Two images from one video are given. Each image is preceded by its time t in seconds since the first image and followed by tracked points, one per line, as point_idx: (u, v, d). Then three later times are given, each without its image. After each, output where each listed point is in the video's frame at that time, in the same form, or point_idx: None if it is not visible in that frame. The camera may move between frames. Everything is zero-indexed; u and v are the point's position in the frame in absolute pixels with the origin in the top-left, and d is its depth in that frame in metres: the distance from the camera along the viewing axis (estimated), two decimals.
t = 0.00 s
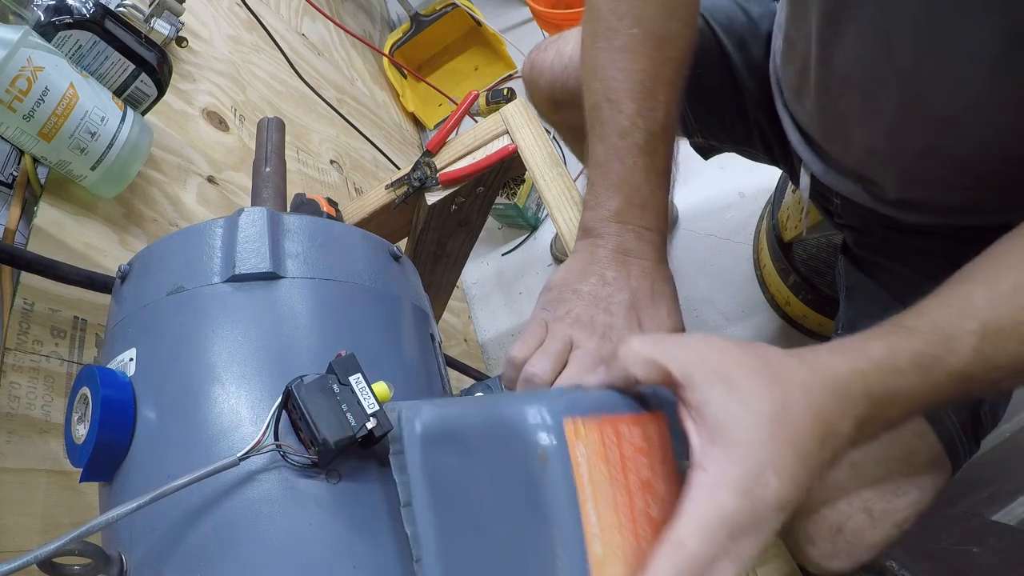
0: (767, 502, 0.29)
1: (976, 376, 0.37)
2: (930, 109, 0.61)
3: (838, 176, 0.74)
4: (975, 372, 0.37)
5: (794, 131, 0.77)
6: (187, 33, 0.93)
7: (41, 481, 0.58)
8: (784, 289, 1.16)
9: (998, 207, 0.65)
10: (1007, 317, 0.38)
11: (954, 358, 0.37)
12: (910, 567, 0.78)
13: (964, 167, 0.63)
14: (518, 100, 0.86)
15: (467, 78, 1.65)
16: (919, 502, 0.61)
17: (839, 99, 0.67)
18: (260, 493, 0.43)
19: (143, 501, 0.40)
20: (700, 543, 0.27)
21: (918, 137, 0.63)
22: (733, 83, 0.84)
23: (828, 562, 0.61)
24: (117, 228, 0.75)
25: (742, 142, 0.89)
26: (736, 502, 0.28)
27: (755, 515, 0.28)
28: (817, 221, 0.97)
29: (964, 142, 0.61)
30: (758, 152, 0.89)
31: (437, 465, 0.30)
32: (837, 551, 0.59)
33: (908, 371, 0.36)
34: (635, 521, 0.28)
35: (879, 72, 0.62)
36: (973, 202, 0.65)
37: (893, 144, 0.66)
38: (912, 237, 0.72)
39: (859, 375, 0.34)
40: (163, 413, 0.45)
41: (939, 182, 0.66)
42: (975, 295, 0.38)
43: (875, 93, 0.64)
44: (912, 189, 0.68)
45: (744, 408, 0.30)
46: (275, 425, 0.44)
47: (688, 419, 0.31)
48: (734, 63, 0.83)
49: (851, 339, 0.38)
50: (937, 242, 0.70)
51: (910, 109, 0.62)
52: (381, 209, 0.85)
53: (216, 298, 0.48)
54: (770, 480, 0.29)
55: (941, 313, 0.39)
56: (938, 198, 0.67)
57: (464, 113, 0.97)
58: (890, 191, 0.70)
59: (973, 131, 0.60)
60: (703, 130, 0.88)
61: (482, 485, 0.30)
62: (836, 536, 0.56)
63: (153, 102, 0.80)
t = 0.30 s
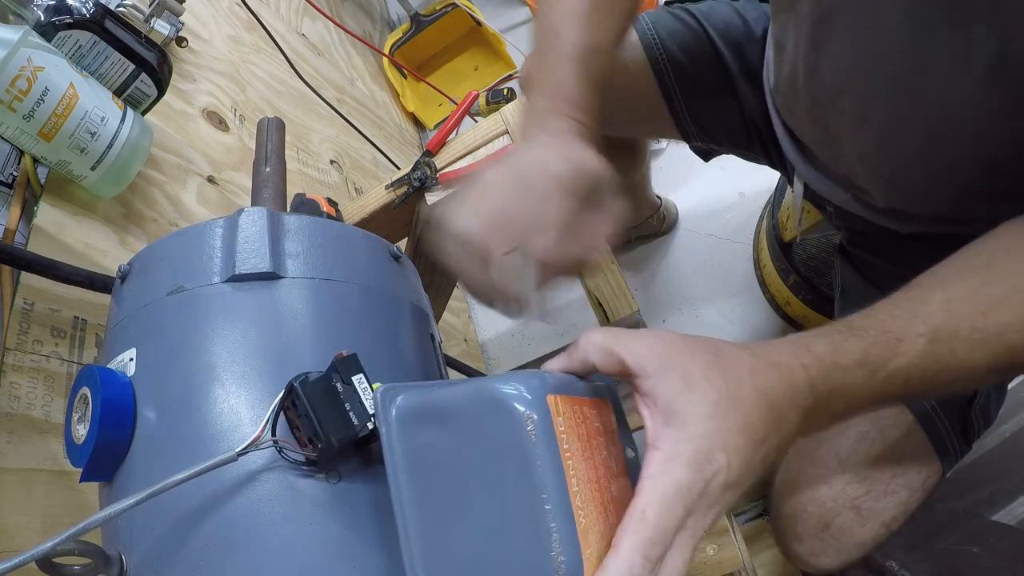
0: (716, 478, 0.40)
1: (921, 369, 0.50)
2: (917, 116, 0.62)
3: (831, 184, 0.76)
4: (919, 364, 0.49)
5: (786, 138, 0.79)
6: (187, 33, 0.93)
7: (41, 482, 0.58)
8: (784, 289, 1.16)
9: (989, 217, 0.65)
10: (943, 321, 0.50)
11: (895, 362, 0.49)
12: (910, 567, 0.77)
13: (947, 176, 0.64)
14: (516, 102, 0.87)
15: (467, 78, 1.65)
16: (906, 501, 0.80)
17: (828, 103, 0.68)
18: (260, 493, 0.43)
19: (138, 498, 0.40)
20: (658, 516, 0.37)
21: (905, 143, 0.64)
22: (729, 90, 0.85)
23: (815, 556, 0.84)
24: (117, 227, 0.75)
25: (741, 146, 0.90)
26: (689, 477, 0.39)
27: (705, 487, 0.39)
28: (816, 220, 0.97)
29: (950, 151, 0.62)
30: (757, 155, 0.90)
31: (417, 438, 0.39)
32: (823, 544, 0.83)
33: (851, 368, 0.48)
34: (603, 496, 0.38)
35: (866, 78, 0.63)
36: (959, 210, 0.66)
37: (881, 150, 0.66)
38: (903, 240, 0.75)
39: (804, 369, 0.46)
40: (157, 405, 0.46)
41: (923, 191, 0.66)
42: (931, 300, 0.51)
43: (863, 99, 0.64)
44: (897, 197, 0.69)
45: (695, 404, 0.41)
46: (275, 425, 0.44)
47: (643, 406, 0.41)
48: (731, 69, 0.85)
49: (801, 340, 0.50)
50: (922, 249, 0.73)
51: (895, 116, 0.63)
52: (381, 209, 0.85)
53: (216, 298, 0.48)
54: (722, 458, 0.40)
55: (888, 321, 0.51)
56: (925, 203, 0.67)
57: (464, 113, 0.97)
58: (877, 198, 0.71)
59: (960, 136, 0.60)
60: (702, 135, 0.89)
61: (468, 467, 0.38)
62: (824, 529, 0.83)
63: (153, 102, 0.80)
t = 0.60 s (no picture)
0: (715, 475, 0.44)
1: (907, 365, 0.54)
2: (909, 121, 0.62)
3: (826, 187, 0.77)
4: (905, 360, 0.54)
5: (784, 142, 0.80)
6: (187, 33, 0.94)
7: (41, 482, 0.58)
8: (784, 289, 1.16)
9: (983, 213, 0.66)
10: (929, 321, 0.54)
11: (882, 360, 0.54)
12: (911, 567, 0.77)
13: (938, 177, 0.65)
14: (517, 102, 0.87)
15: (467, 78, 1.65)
16: (894, 499, 0.81)
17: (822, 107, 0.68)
18: (259, 493, 0.42)
19: (138, 499, 0.40)
20: (658, 515, 0.40)
21: (897, 147, 0.64)
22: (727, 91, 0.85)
23: (811, 548, 0.83)
24: (117, 227, 0.75)
25: (740, 147, 0.89)
26: (688, 475, 0.42)
27: (706, 484, 0.43)
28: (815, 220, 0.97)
29: (941, 152, 0.63)
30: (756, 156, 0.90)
31: (401, 455, 0.38)
32: (810, 539, 0.84)
33: (838, 364, 0.53)
34: (596, 502, 0.38)
35: (857, 86, 0.63)
36: (950, 208, 0.67)
37: (875, 153, 0.67)
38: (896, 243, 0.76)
39: (794, 363, 0.52)
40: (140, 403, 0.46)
41: (915, 193, 0.68)
42: (918, 298, 0.55)
43: (855, 104, 0.65)
44: (889, 198, 0.71)
45: (687, 403, 0.45)
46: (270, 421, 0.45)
47: (637, 407, 0.46)
48: (729, 69, 0.85)
49: (790, 338, 0.55)
50: (918, 254, 0.74)
51: (887, 121, 0.64)
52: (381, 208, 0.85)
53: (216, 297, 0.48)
54: (719, 455, 0.44)
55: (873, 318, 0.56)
56: (917, 202, 0.69)
57: (464, 113, 0.97)
58: (869, 200, 0.73)
59: (951, 136, 0.61)
60: (700, 135, 0.89)
61: (457, 476, 0.37)
62: (813, 525, 0.84)
63: (153, 102, 0.80)
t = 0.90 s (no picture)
0: (691, 465, 0.46)
1: (907, 360, 0.55)
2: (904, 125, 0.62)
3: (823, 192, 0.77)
4: (905, 353, 0.55)
5: (781, 145, 0.80)
6: (187, 33, 0.94)
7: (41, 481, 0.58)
8: (784, 289, 1.16)
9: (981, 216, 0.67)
10: (930, 313, 0.55)
11: (882, 351, 0.55)
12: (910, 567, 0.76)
13: (934, 181, 0.65)
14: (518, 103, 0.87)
15: (468, 78, 1.65)
16: (890, 501, 0.83)
17: (816, 113, 0.69)
18: (258, 492, 0.42)
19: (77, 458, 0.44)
20: (628, 505, 0.42)
21: (892, 150, 0.64)
22: (725, 93, 0.85)
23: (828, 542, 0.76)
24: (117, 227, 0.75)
25: (739, 147, 0.89)
26: (660, 466, 0.44)
27: (681, 475, 0.46)
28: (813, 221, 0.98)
29: (937, 156, 0.63)
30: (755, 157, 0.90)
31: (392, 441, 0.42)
32: (805, 542, 0.86)
33: (836, 352, 0.55)
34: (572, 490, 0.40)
35: (852, 90, 0.63)
36: (947, 208, 0.67)
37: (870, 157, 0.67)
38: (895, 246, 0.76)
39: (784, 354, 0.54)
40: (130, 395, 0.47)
41: (911, 197, 0.68)
42: (918, 291, 0.56)
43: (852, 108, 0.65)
44: (887, 204, 0.71)
45: (662, 397, 0.48)
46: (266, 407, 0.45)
47: (618, 401, 0.49)
48: (727, 69, 0.85)
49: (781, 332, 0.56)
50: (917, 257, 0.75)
51: (881, 125, 0.64)
52: (381, 208, 0.85)
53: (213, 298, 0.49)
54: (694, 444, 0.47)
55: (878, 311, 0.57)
56: (913, 206, 0.69)
57: (464, 114, 0.97)
58: (867, 205, 0.73)
59: (950, 136, 0.61)
60: (699, 135, 0.89)
61: (439, 463, 0.40)
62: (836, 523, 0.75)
63: (153, 101, 0.81)
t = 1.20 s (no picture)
0: (684, 456, 0.48)
1: (878, 359, 0.55)
2: (892, 129, 0.63)
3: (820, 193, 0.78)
4: (876, 353, 0.55)
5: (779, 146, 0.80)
6: (187, 33, 0.94)
7: (41, 481, 0.58)
8: (784, 289, 1.16)
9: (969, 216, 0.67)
10: (901, 315, 0.54)
11: (853, 353, 0.55)
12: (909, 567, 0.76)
13: (926, 182, 0.65)
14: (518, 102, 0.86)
15: (467, 78, 1.65)
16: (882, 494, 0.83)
17: (810, 118, 0.69)
18: (259, 491, 0.42)
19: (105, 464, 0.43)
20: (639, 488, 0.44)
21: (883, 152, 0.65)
22: (725, 93, 0.85)
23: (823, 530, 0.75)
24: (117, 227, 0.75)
25: (739, 147, 0.89)
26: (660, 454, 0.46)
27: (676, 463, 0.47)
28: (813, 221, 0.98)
29: (924, 159, 0.63)
30: (755, 156, 0.90)
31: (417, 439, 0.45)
32: (796, 533, 0.87)
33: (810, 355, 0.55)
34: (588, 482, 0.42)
35: (842, 96, 0.64)
36: (941, 209, 0.67)
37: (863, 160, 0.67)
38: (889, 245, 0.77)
39: (764, 355, 0.55)
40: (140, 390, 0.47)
41: (905, 197, 0.68)
42: (890, 299, 0.55)
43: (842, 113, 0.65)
44: (881, 201, 0.71)
45: (657, 395, 0.49)
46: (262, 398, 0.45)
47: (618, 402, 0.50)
48: (729, 69, 0.85)
49: (762, 338, 0.56)
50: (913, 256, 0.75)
51: (871, 130, 0.64)
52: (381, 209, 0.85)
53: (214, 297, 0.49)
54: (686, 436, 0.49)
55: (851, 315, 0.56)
56: (907, 205, 0.69)
57: (464, 114, 0.97)
58: (863, 205, 0.73)
59: (938, 138, 0.61)
60: (699, 133, 0.89)
61: (466, 460, 0.43)
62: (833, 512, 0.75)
63: (153, 102, 0.80)
